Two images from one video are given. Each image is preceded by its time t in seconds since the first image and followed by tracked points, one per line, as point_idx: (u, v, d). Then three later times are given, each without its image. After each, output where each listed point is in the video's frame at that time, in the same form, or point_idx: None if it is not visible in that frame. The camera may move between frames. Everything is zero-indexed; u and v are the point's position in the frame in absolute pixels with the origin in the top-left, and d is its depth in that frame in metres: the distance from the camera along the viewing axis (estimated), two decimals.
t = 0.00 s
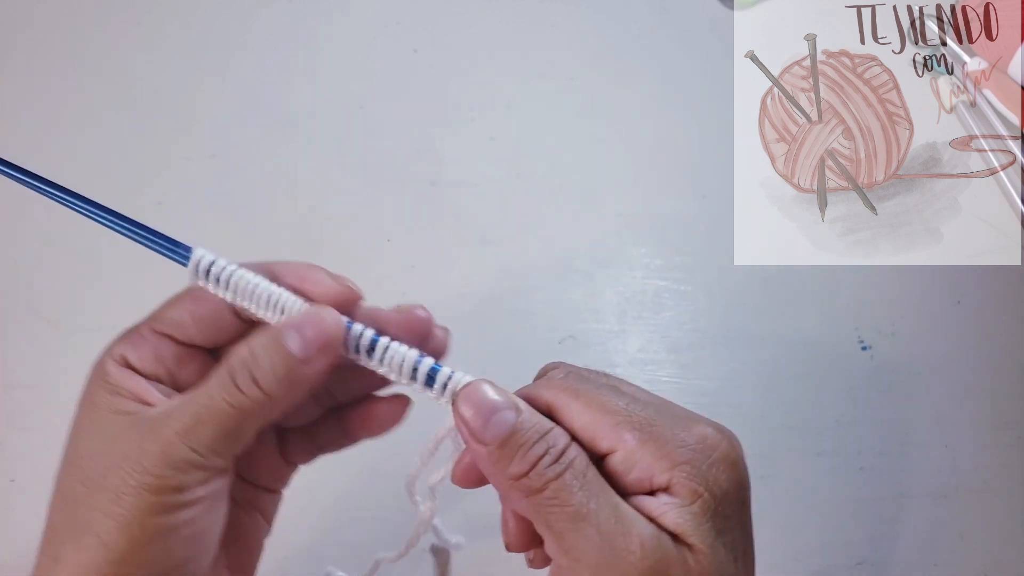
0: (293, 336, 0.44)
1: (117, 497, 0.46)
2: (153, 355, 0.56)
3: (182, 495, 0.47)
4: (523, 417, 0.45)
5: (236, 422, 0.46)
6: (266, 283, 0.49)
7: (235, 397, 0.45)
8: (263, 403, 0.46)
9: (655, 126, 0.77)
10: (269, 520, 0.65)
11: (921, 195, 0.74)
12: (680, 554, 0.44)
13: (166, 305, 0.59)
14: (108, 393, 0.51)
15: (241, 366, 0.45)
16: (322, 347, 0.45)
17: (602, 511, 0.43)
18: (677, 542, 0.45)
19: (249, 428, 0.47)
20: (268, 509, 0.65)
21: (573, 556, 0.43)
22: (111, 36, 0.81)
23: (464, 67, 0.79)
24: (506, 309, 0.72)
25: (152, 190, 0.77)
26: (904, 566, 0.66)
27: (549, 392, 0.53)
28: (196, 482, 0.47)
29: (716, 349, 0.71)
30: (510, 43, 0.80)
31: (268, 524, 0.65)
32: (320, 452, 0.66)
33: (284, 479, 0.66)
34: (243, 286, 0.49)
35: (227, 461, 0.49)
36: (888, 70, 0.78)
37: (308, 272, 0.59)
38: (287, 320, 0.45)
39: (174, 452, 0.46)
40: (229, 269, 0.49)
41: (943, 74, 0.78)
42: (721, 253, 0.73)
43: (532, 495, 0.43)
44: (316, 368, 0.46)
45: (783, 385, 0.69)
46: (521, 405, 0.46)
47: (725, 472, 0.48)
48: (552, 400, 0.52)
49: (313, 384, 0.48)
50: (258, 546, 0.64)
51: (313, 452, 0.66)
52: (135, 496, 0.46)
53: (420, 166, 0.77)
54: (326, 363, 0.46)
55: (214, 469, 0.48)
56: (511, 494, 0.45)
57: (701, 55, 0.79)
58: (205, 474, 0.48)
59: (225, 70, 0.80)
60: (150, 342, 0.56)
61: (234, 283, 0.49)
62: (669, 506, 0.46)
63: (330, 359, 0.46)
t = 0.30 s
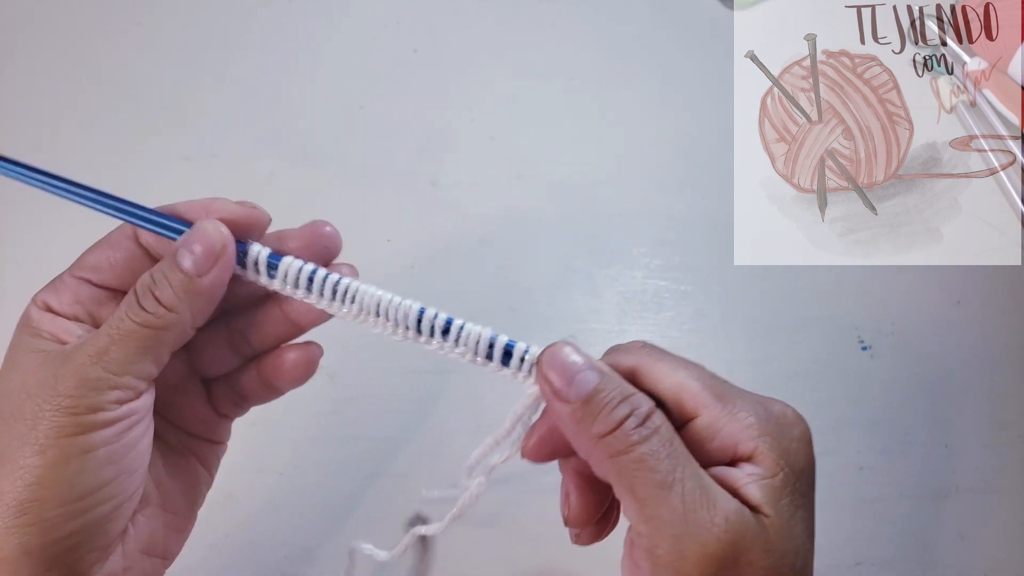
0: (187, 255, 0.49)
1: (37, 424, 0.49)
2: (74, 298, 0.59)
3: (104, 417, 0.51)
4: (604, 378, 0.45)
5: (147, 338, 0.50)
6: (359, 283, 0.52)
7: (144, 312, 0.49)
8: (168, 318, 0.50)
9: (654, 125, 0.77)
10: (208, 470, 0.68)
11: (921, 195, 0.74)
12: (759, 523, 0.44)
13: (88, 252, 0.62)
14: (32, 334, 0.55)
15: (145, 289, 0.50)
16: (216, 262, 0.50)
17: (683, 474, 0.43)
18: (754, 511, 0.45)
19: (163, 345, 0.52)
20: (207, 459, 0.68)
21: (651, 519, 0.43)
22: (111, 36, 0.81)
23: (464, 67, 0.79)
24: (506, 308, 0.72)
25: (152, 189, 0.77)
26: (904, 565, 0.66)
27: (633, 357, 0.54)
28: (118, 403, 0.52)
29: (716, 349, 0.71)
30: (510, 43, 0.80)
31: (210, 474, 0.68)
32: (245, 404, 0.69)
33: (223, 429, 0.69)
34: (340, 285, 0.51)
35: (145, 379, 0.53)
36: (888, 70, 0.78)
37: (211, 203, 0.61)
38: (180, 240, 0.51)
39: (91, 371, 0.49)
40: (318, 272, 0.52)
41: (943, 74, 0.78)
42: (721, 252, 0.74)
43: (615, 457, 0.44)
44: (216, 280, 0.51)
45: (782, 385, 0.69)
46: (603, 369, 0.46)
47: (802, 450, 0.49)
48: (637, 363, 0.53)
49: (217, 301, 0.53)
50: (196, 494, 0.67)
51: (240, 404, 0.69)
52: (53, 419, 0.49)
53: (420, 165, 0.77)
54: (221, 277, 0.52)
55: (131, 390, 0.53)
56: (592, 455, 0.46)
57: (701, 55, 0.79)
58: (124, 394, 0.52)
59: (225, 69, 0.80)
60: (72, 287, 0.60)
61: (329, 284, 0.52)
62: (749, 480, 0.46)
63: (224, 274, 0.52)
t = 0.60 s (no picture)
0: (220, 288, 0.48)
1: (48, 442, 0.51)
2: (117, 316, 0.60)
3: (109, 444, 0.51)
4: (647, 344, 0.44)
5: (162, 371, 0.50)
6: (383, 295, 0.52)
7: (163, 342, 0.49)
8: (187, 352, 0.49)
9: (654, 125, 0.77)
10: (223, 498, 0.67)
11: (921, 195, 0.74)
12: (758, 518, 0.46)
13: (142, 264, 0.62)
14: (70, 348, 0.57)
15: (171, 318, 0.49)
16: (247, 300, 0.49)
17: (697, 464, 0.43)
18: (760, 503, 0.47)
19: (178, 377, 0.51)
20: (224, 484, 0.67)
21: (654, 492, 0.44)
22: (111, 36, 0.81)
23: (464, 68, 0.79)
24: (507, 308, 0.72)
25: (152, 190, 0.77)
26: (904, 566, 0.66)
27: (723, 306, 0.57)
28: (123, 433, 0.52)
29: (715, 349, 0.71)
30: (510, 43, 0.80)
31: (222, 502, 0.67)
32: (274, 434, 0.67)
33: (248, 457, 0.69)
34: (364, 302, 0.51)
35: (157, 409, 0.53)
36: (888, 70, 0.78)
37: (274, 234, 0.59)
38: (216, 274, 0.50)
39: (104, 395, 0.50)
40: (340, 295, 0.53)
41: (943, 74, 0.78)
42: (721, 252, 0.74)
43: (632, 425, 0.44)
44: (243, 318, 0.50)
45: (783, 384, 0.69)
46: (645, 329, 0.45)
47: (829, 457, 0.51)
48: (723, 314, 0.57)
49: (243, 338, 0.52)
50: (207, 522, 0.66)
51: (267, 434, 0.68)
52: (62, 439, 0.50)
53: (420, 166, 0.77)
54: (249, 315, 0.50)
55: (141, 419, 0.52)
56: (609, 409, 0.46)
57: (702, 55, 0.79)
58: (132, 422, 0.52)
59: (225, 70, 0.80)
60: (117, 304, 0.60)
61: (354, 304, 0.52)
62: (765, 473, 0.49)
63: (254, 312, 0.51)
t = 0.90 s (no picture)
0: (199, 279, 0.48)
1: (39, 435, 0.51)
2: (104, 312, 0.59)
3: (97, 434, 0.51)
4: (606, 364, 0.46)
5: (150, 362, 0.50)
6: (372, 271, 0.51)
7: (152, 334, 0.49)
8: (175, 343, 0.49)
9: (655, 126, 0.77)
10: (222, 487, 0.67)
11: (921, 195, 0.75)
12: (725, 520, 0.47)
13: (129, 260, 0.61)
14: (59, 345, 0.57)
15: (158, 311, 0.49)
16: (226, 286, 0.49)
17: (654, 474, 0.45)
18: (723, 509, 0.48)
19: (168, 369, 0.51)
20: (225, 475, 0.67)
21: (614, 501, 0.46)
22: (111, 36, 0.81)
23: (464, 68, 0.79)
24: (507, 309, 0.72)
25: (153, 191, 0.77)
26: (902, 565, 0.66)
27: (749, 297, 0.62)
28: (111, 422, 0.52)
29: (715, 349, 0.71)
30: (510, 44, 0.79)
31: (222, 492, 0.67)
32: (273, 416, 0.66)
33: (246, 446, 0.68)
34: (355, 280, 0.51)
35: (147, 400, 0.53)
36: (888, 70, 0.78)
37: (256, 215, 0.58)
38: (196, 266, 0.50)
39: (93, 386, 0.50)
40: (330, 274, 0.51)
41: (943, 75, 0.78)
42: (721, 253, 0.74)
43: (589, 440, 0.46)
44: (224, 306, 0.49)
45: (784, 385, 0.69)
46: (605, 350, 0.47)
47: (803, 468, 0.53)
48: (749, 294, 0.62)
49: (231, 328, 0.51)
50: (207, 512, 0.66)
51: (265, 418, 0.67)
52: (52, 433, 0.51)
53: (420, 167, 0.77)
54: (232, 301, 0.50)
55: (130, 409, 0.52)
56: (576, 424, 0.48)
57: (703, 56, 0.79)
58: (122, 412, 0.52)
59: (226, 70, 0.80)
60: (106, 299, 0.59)
61: (345, 281, 0.51)
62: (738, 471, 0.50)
63: (236, 299, 0.50)
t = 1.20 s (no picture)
0: (184, 285, 0.49)
1: (42, 433, 0.51)
2: (103, 314, 0.59)
3: (98, 433, 0.51)
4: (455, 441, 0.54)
5: (148, 364, 0.50)
6: (367, 262, 0.52)
7: (154, 337, 0.50)
8: (173, 345, 0.49)
9: (655, 126, 0.77)
10: (225, 488, 0.67)
11: (921, 195, 0.75)
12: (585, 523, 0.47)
13: (122, 260, 0.60)
14: (61, 347, 0.57)
15: (160, 316, 0.50)
16: (211, 289, 0.49)
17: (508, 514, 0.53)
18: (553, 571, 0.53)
19: (170, 371, 0.51)
20: (228, 477, 0.67)
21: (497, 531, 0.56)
22: (111, 36, 0.81)
23: (463, 68, 0.79)
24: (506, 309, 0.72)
25: (153, 191, 0.77)
26: (903, 565, 0.66)
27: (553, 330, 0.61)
28: (113, 421, 0.52)
29: (715, 349, 0.71)
30: (510, 43, 0.79)
31: (226, 494, 0.67)
32: (273, 414, 0.66)
33: (248, 446, 0.67)
34: (350, 271, 0.51)
35: (149, 401, 0.53)
36: (888, 70, 0.78)
37: (249, 208, 0.57)
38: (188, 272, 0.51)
39: (94, 386, 0.50)
40: (326, 267, 0.52)
41: (943, 75, 0.78)
42: (721, 252, 0.74)
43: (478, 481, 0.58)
44: (215, 307, 0.49)
45: (783, 385, 0.69)
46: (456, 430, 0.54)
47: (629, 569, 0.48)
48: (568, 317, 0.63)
49: (228, 329, 0.51)
50: (214, 512, 0.66)
51: (266, 417, 0.66)
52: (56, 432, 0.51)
53: (420, 167, 0.77)
54: (222, 302, 0.50)
55: (132, 409, 0.53)
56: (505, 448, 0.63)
57: (702, 56, 0.79)
58: (124, 412, 0.52)
59: (226, 70, 0.80)
60: (104, 302, 0.59)
61: (341, 273, 0.51)
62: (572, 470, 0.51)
63: (225, 298, 0.50)
